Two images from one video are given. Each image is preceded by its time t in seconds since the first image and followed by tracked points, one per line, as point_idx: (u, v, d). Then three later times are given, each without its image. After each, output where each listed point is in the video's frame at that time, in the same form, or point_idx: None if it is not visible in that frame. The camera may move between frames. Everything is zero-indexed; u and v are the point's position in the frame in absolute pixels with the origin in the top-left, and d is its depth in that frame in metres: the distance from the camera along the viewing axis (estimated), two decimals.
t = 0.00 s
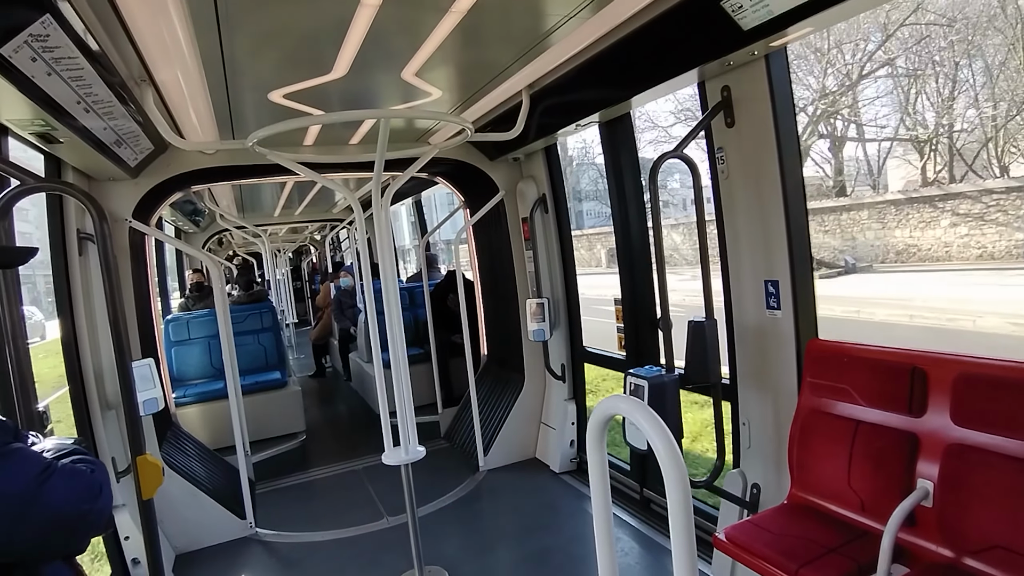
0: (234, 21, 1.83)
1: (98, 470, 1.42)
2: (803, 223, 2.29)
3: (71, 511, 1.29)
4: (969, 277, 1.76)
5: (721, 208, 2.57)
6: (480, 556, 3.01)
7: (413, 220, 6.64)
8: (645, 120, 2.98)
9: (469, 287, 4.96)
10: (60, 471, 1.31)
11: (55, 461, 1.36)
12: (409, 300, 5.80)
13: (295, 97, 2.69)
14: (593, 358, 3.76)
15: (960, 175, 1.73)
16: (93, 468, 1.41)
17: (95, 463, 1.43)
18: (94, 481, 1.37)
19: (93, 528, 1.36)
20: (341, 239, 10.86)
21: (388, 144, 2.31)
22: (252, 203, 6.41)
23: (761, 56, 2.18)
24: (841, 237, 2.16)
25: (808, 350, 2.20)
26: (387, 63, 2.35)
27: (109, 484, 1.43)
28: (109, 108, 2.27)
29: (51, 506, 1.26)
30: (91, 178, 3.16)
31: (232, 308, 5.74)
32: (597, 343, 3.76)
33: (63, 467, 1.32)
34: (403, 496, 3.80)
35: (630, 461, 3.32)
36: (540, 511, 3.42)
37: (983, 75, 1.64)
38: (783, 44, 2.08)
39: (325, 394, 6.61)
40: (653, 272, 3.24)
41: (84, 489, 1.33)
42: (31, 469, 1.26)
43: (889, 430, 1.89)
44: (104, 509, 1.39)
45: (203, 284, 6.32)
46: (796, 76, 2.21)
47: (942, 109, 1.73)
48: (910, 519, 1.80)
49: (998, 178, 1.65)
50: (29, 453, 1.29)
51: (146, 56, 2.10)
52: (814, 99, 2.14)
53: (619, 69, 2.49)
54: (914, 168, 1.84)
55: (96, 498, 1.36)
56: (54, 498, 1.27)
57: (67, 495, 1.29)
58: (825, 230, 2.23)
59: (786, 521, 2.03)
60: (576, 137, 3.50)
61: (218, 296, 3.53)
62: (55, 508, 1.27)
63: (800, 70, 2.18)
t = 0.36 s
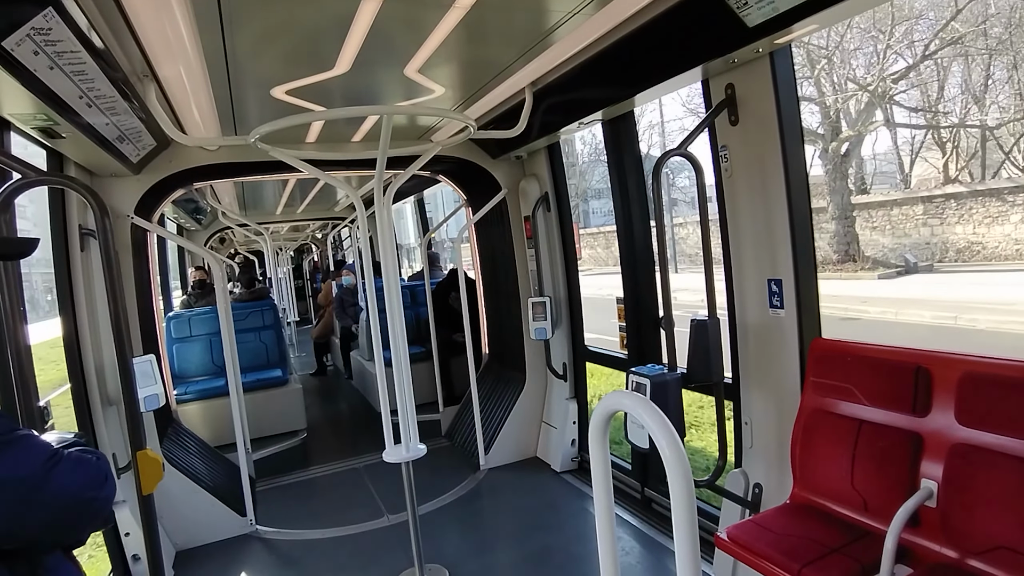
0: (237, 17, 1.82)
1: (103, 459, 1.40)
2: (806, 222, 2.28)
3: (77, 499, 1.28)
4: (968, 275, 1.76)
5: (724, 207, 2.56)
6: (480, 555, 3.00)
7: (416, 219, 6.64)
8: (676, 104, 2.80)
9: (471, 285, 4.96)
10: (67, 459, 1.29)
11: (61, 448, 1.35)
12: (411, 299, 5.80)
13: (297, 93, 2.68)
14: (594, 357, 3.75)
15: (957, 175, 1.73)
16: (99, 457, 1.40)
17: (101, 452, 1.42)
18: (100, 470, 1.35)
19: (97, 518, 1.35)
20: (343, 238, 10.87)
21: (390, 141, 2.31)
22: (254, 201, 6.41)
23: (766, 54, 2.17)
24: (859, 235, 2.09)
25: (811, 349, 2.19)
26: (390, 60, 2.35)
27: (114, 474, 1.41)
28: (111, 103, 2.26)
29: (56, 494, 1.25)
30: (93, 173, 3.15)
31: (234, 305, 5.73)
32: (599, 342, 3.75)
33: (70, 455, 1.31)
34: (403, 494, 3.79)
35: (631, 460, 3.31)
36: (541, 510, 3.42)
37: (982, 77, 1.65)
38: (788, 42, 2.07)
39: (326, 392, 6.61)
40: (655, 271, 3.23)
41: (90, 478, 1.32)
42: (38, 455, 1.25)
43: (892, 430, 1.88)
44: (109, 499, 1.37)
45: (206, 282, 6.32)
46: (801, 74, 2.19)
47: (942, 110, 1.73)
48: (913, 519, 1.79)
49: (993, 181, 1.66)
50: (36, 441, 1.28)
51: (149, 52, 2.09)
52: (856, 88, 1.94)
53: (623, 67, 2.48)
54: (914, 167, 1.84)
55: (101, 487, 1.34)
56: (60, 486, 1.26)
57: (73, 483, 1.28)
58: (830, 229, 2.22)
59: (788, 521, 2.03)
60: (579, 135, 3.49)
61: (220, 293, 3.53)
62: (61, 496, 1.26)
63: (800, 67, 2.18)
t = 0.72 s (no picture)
0: (237, 15, 1.83)
1: (110, 461, 1.41)
2: (806, 221, 2.28)
3: (83, 499, 1.29)
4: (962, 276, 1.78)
5: (724, 206, 2.57)
6: (480, 553, 3.01)
7: (416, 218, 6.66)
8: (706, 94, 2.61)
9: (471, 285, 4.97)
10: (76, 459, 1.30)
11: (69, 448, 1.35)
12: (411, 298, 5.81)
13: (298, 92, 2.69)
14: (594, 356, 3.76)
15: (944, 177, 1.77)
16: (106, 459, 1.40)
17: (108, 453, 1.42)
18: (107, 471, 1.36)
19: (100, 519, 1.35)
20: (343, 238, 10.88)
21: (391, 140, 2.31)
22: (254, 199, 6.41)
23: (766, 53, 2.17)
24: (858, 234, 2.09)
25: (811, 348, 2.19)
26: (391, 59, 2.35)
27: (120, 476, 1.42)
28: (112, 101, 2.26)
29: (64, 493, 1.25)
30: (95, 172, 3.16)
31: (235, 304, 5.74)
32: (599, 341, 3.76)
33: (79, 455, 1.31)
34: (403, 492, 3.80)
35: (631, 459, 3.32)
36: (540, 509, 3.42)
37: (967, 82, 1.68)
38: (788, 41, 2.07)
39: (326, 391, 6.62)
40: (655, 270, 3.23)
41: (98, 478, 1.32)
42: (49, 454, 1.25)
43: (892, 429, 1.88)
44: (113, 501, 1.37)
45: (206, 280, 6.32)
46: (801, 73, 2.20)
47: (937, 110, 1.74)
48: (912, 518, 1.80)
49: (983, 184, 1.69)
50: (45, 439, 1.28)
51: (150, 50, 2.10)
52: (929, 63, 1.72)
53: (623, 67, 2.48)
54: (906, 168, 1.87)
55: (107, 488, 1.35)
56: (68, 486, 1.26)
57: (81, 483, 1.28)
58: (829, 229, 2.22)
59: (787, 520, 2.03)
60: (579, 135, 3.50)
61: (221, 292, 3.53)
62: (69, 495, 1.26)
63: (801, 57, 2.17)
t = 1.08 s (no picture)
0: (238, 15, 1.84)
1: (110, 471, 1.42)
2: (803, 219, 2.30)
3: (82, 511, 1.30)
4: (954, 276, 1.80)
5: (722, 204, 2.58)
6: (480, 550, 3.03)
7: (416, 216, 6.67)
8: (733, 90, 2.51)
9: (471, 283, 4.99)
10: (76, 471, 1.31)
11: (70, 458, 1.36)
12: (412, 296, 5.83)
13: (298, 91, 2.70)
14: (594, 354, 3.78)
15: (934, 178, 1.80)
16: (106, 469, 1.41)
17: (108, 463, 1.43)
18: (106, 483, 1.37)
19: (98, 530, 1.37)
20: (343, 236, 10.90)
21: (390, 139, 2.32)
22: (255, 198, 6.43)
23: (763, 52, 2.19)
24: (856, 231, 2.11)
25: (807, 345, 2.20)
26: (391, 58, 2.36)
27: (119, 486, 1.44)
28: (115, 101, 2.28)
29: (63, 506, 1.27)
30: (97, 171, 3.18)
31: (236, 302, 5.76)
32: (598, 339, 3.78)
33: (79, 467, 1.33)
34: (404, 489, 3.82)
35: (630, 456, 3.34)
36: (540, 505, 3.44)
37: (960, 83, 1.70)
38: (785, 40, 2.08)
39: (326, 389, 6.64)
40: (654, 268, 3.25)
41: (97, 490, 1.34)
42: (50, 466, 1.27)
43: (887, 425, 1.90)
44: (113, 511, 1.40)
45: (207, 279, 6.34)
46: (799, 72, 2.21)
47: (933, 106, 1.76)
48: (908, 513, 1.82)
49: (976, 185, 1.70)
50: (47, 449, 1.29)
51: (152, 51, 2.12)
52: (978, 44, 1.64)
53: (621, 66, 2.50)
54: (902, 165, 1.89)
55: (106, 501, 1.37)
56: (68, 498, 1.28)
57: (80, 495, 1.30)
58: (826, 227, 2.24)
59: (784, 515, 2.05)
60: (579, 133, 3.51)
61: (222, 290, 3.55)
62: (67, 508, 1.28)
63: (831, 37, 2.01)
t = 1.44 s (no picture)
0: (244, 10, 1.86)
1: (94, 474, 1.31)
2: (803, 216, 2.31)
3: (58, 519, 1.20)
4: (950, 270, 1.84)
5: (723, 200, 2.60)
6: (480, 542, 3.05)
7: (417, 212, 6.69)
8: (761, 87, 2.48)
9: (473, 279, 5.02)
10: (54, 473, 1.21)
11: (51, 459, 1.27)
12: (413, 292, 5.84)
13: (303, 86, 2.72)
14: (594, 349, 3.80)
15: (937, 175, 1.81)
16: (89, 471, 1.30)
17: (93, 465, 1.33)
18: (87, 487, 1.26)
19: (81, 537, 1.26)
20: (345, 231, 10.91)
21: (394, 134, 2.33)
22: (256, 193, 6.45)
23: (764, 49, 2.21)
24: (856, 228, 2.13)
25: (807, 339, 2.22)
26: (394, 53, 2.38)
27: (106, 490, 1.32)
28: (121, 95, 2.30)
29: (35, 511, 1.16)
30: (102, 163, 3.20)
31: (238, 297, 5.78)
32: (599, 334, 3.80)
33: (57, 468, 1.22)
34: (405, 483, 3.84)
35: (630, 450, 3.36)
36: (540, 499, 3.47)
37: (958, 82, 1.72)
38: (786, 37, 2.10)
39: (327, 384, 6.67)
40: (655, 264, 3.28)
41: (75, 494, 1.23)
42: (25, 466, 1.17)
43: (885, 418, 1.92)
44: (97, 515, 1.28)
45: (208, 273, 6.35)
46: (799, 69, 2.23)
47: (934, 102, 1.79)
48: (905, 505, 1.84)
49: (975, 184, 1.71)
50: (26, 448, 1.19)
51: (158, 44, 2.13)
52: (975, 45, 1.68)
53: (623, 61, 2.51)
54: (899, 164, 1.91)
55: (86, 505, 1.25)
56: (41, 502, 1.17)
57: (55, 500, 1.19)
58: (826, 223, 2.26)
59: (783, 507, 2.07)
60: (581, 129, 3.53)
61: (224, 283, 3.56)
62: (40, 513, 1.17)
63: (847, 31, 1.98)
